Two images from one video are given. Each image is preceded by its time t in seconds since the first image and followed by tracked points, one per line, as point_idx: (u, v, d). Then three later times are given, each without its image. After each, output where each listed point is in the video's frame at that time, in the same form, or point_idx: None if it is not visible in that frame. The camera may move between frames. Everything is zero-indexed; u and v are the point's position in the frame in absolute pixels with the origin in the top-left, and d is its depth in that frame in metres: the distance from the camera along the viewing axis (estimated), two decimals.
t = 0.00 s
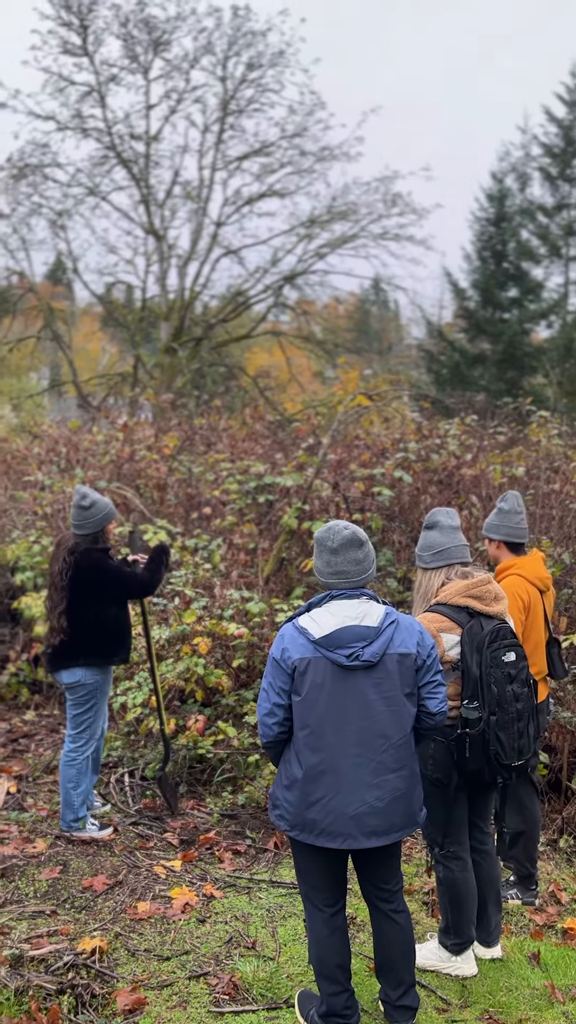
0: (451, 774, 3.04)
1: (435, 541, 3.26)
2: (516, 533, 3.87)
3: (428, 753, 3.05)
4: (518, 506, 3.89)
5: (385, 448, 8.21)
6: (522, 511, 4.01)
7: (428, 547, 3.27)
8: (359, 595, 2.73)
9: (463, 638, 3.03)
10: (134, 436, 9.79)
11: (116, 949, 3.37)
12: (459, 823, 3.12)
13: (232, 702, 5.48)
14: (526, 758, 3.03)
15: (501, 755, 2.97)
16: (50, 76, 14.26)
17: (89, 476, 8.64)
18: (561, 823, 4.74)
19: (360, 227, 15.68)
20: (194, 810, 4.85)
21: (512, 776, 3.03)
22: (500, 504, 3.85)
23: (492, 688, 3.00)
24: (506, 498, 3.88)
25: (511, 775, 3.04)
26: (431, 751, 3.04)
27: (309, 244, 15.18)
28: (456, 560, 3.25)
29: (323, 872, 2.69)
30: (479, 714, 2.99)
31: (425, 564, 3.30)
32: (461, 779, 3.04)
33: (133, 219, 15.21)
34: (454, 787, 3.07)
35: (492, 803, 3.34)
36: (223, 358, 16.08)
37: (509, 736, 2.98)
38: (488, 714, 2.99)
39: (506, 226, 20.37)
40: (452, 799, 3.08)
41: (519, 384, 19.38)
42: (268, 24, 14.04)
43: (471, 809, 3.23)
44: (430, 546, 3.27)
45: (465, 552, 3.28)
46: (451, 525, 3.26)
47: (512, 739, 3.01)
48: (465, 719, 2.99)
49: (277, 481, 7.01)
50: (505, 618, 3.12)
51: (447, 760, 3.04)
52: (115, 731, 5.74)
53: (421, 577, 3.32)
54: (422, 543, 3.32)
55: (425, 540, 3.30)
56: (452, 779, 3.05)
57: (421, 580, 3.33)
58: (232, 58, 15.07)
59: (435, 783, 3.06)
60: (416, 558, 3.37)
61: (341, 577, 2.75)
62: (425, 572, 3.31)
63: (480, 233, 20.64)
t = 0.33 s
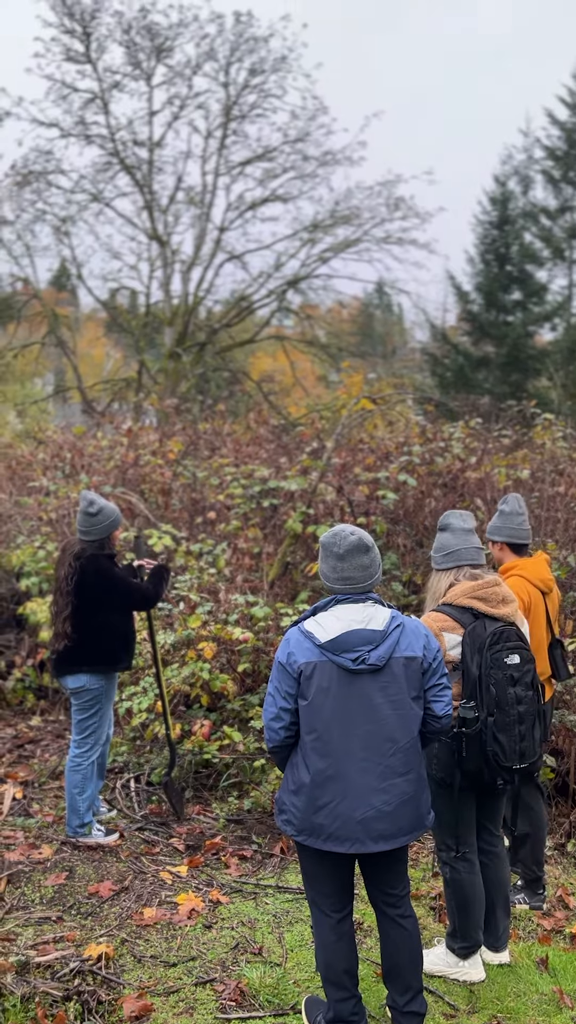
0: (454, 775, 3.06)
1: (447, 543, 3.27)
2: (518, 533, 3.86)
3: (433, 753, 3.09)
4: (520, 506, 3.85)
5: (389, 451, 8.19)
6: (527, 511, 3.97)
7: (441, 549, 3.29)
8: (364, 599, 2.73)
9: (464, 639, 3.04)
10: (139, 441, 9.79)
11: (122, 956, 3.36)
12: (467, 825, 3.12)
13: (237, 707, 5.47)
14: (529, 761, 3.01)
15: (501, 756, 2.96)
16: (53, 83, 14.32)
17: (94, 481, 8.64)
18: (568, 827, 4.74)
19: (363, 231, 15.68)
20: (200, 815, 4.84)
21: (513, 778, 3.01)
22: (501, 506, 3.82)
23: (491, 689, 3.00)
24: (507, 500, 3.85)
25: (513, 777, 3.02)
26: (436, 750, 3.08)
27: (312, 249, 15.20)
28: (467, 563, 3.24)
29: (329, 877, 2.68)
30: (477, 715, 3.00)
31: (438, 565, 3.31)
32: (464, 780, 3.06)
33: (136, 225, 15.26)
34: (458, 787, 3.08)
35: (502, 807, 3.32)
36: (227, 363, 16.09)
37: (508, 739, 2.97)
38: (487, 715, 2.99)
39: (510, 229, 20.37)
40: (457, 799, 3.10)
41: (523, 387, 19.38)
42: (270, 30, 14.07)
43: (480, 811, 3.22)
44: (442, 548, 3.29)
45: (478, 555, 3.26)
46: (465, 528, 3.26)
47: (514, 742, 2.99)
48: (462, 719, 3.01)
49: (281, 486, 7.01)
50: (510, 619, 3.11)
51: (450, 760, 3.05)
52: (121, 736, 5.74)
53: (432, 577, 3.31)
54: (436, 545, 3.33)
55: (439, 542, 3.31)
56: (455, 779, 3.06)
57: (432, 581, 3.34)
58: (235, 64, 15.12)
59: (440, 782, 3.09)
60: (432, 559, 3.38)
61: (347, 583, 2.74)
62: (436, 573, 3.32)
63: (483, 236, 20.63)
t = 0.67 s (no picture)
0: (456, 772, 3.08)
1: (458, 545, 3.30)
2: (515, 533, 3.87)
3: (436, 750, 3.12)
4: (517, 508, 3.88)
5: (389, 454, 8.17)
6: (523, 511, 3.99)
7: (453, 549, 3.31)
8: (363, 601, 2.73)
9: (466, 636, 3.09)
10: (138, 445, 9.78)
11: (122, 961, 3.35)
12: (469, 824, 3.13)
13: (237, 712, 5.45)
14: (529, 760, 2.98)
15: (499, 752, 2.95)
16: (52, 88, 14.33)
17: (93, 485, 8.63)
18: (570, 831, 4.72)
19: (362, 235, 15.69)
20: (201, 820, 4.82)
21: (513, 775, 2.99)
22: (497, 508, 3.84)
23: (491, 686, 3.01)
24: (503, 502, 3.87)
25: (514, 774, 3.00)
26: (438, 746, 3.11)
27: (311, 252, 15.20)
28: (474, 564, 3.27)
29: (330, 881, 2.67)
30: (476, 710, 3.03)
31: (447, 564, 3.34)
32: (465, 778, 3.07)
33: (136, 229, 15.26)
34: (459, 785, 3.09)
35: (507, 807, 3.32)
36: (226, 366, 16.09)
37: (507, 736, 2.95)
38: (487, 711, 3.00)
39: (509, 231, 20.39)
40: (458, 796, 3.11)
41: (523, 389, 19.38)
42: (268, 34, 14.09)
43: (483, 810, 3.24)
44: (453, 548, 3.31)
45: (489, 557, 3.29)
46: (474, 529, 3.28)
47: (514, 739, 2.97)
48: (462, 714, 3.04)
49: (281, 489, 7.01)
50: (513, 618, 3.14)
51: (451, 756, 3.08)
52: (121, 741, 5.72)
53: (442, 576, 3.38)
54: (446, 544, 3.36)
55: (449, 542, 3.34)
56: (456, 777, 3.08)
57: (442, 580, 3.40)
58: (233, 68, 15.15)
59: (443, 780, 3.11)
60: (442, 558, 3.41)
61: (348, 586, 2.74)
62: (446, 572, 3.37)
63: (482, 238, 20.64)
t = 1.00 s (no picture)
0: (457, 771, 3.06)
1: (459, 547, 3.29)
2: (505, 533, 3.95)
3: (436, 749, 3.11)
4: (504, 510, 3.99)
5: (385, 456, 8.16)
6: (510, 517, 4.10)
7: (454, 551, 3.31)
8: (355, 602, 2.72)
9: (465, 635, 3.09)
10: (134, 449, 9.76)
11: (119, 967, 3.33)
12: (471, 827, 3.12)
13: (234, 715, 5.43)
14: (531, 759, 2.97)
15: (500, 751, 2.96)
16: (46, 93, 14.35)
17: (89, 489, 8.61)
18: (568, 832, 4.69)
19: (357, 238, 15.71)
20: (198, 824, 4.80)
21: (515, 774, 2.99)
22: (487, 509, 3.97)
23: (490, 683, 3.01)
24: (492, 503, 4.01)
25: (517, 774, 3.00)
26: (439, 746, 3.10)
27: (306, 256, 15.20)
28: (475, 566, 3.26)
29: (326, 884, 2.66)
30: (476, 708, 3.02)
31: (447, 565, 3.34)
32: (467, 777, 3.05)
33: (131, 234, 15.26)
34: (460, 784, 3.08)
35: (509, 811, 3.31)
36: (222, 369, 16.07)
37: (508, 734, 2.95)
38: (487, 710, 3.00)
39: (504, 234, 20.42)
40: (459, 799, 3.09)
41: (519, 391, 19.41)
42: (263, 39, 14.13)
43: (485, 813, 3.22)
44: (453, 550, 3.31)
45: (489, 559, 3.28)
46: (475, 531, 3.26)
47: (515, 738, 2.97)
48: (462, 713, 3.04)
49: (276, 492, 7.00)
50: (512, 618, 3.14)
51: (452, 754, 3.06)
52: (117, 745, 5.69)
53: (443, 576, 3.38)
54: (447, 546, 3.36)
55: (450, 543, 3.33)
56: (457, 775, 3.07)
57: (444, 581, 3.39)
58: (227, 72, 15.18)
59: (445, 781, 3.07)
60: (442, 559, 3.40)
61: (340, 585, 2.73)
62: (448, 573, 3.36)
63: (477, 241, 20.66)
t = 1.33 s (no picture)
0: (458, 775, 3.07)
1: (469, 550, 3.28)
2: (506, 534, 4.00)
3: (439, 752, 3.13)
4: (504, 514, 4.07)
5: (382, 458, 8.15)
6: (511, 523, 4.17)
7: (463, 554, 3.29)
8: (354, 606, 2.70)
9: (469, 639, 3.12)
10: (130, 452, 9.73)
11: (119, 974, 3.30)
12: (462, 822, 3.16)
13: (233, 719, 5.39)
14: (532, 766, 2.95)
15: (498, 756, 2.95)
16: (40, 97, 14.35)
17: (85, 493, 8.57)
18: (570, 835, 4.66)
19: (352, 241, 15.71)
20: (198, 829, 4.77)
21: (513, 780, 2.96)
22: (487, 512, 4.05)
23: (491, 689, 3.01)
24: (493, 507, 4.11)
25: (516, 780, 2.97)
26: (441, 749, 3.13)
27: (300, 259, 15.25)
28: (486, 571, 3.25)
29: (326, 891, 2.63)
30: (476, 712, 3.04)
31: (457, 569, 3.32)
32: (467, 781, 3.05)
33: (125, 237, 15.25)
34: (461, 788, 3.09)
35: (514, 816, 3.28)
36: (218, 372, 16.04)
37: (507, 739, 2.94)
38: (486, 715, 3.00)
39: (498, 237, 20.46)
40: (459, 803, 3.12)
41: (514, 393, 19.44)
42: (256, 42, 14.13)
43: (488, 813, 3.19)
44: (464, 554, 3.29)
45: (499, 563, 3.27)
46: (485, 534, 3.26)
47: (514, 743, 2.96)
48: (462, 716, 3.05)
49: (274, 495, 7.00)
50: (517, 624, 3.14)
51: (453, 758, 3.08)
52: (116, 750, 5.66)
53: (453, 582, 3.36)
54: (457, 550, 3.35)
55: (459, 547, 3.33)
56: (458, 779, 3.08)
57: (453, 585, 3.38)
58: (221, 76, 15.19)
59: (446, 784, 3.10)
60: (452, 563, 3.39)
61: (335, 586, 2.71)
62: (457, 577, 3.35)
63: (471, 244, 20.68)
